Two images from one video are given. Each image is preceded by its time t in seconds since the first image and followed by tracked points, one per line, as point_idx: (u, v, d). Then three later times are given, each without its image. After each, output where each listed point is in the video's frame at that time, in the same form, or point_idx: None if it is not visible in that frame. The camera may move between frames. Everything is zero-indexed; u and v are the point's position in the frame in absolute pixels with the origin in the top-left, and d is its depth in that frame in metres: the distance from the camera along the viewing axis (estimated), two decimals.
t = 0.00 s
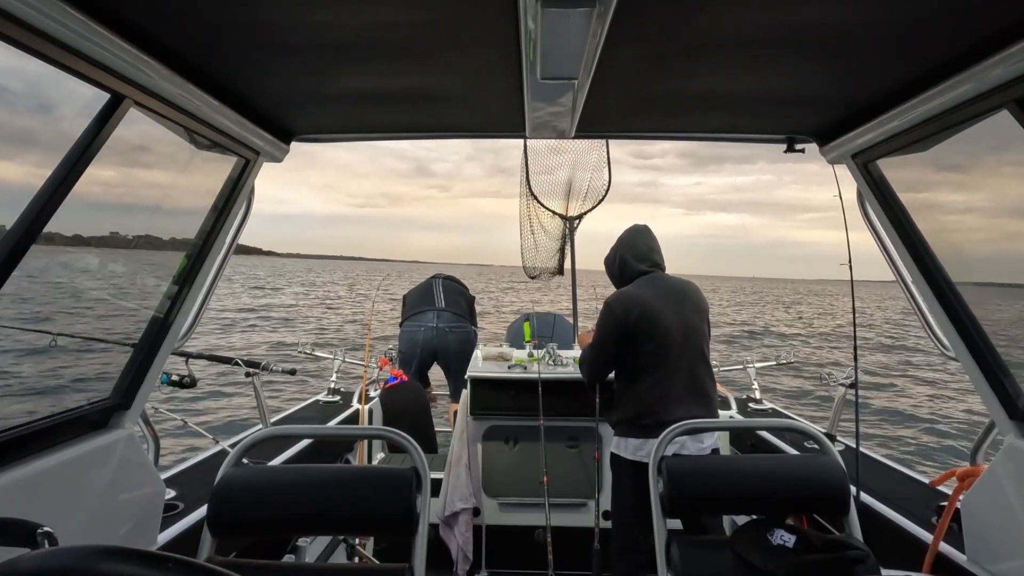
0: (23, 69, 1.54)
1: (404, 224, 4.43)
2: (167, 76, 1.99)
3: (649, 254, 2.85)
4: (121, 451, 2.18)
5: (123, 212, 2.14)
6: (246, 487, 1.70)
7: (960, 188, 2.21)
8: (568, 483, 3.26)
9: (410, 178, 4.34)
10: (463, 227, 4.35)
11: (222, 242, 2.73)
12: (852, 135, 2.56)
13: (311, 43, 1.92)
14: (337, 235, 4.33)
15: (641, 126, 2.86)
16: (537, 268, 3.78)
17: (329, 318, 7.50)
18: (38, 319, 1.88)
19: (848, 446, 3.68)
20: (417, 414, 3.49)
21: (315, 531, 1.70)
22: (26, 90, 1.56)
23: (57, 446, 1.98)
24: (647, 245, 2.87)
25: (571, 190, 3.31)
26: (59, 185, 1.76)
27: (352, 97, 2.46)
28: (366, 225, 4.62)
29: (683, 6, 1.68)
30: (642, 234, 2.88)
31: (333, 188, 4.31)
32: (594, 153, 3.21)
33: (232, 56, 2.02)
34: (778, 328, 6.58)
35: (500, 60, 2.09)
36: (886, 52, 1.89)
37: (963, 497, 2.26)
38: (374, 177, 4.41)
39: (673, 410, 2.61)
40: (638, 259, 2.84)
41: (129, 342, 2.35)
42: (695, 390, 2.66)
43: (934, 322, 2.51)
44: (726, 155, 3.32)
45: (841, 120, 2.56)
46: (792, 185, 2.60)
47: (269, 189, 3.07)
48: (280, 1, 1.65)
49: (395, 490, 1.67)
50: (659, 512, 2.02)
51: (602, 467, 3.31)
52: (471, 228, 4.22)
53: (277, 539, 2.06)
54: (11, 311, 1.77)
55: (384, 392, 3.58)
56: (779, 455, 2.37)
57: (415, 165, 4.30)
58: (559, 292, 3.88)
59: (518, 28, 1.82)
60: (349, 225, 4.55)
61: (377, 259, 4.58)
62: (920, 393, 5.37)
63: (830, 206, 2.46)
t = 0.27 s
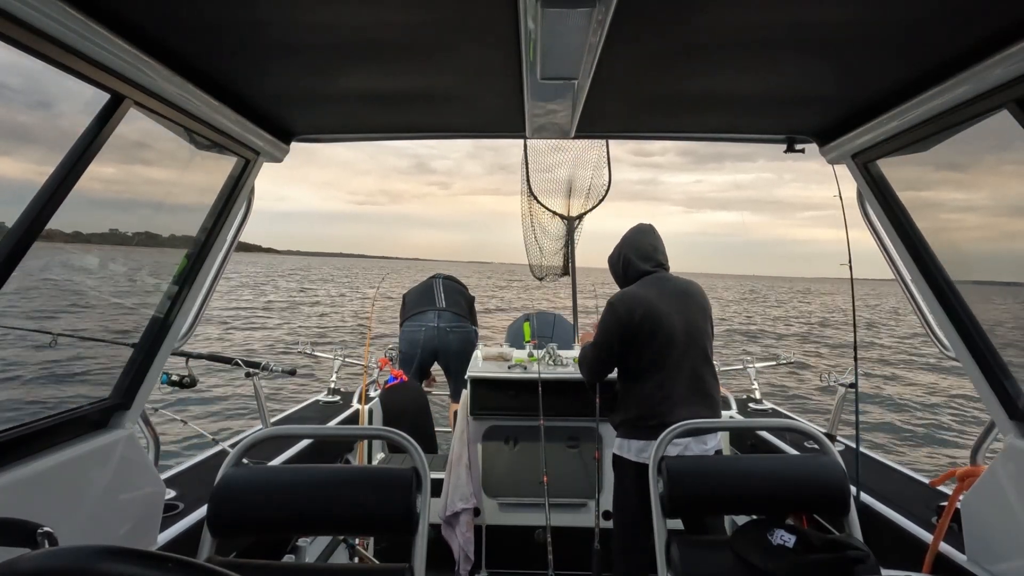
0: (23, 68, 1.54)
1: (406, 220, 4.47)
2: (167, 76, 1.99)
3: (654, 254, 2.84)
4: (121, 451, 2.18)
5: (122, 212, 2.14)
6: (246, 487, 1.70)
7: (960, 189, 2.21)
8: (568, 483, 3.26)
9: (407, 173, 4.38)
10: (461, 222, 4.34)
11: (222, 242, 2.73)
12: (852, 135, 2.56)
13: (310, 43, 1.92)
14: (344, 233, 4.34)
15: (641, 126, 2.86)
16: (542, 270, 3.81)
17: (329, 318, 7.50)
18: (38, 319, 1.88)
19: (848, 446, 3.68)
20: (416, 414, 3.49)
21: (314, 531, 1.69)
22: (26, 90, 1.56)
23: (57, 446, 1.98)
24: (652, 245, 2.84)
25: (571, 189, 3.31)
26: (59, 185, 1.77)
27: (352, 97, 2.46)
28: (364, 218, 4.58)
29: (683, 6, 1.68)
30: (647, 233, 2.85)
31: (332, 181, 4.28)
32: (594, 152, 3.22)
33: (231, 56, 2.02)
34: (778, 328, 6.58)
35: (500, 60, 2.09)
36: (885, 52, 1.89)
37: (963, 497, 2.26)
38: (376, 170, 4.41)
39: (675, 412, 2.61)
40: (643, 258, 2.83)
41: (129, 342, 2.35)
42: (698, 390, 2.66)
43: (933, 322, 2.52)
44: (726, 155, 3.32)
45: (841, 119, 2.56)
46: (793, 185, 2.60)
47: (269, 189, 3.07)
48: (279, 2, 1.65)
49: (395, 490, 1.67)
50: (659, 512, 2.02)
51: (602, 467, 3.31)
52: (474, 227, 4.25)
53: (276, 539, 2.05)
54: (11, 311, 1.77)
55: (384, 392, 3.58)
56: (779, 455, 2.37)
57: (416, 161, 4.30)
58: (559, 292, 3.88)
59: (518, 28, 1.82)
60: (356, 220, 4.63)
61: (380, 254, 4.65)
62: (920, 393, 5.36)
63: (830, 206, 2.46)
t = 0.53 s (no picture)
0: (23, 68, 1.54)
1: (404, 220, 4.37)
2: (167, 76, 1.99)
3: (653, 254, 2.85)
4: (121, 451, 2.18)
5: (123, 212, 2.14)
6: (246, 487, 1.70)
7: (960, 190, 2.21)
8: (568, 483, 3.26)
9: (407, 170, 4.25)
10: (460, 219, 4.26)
11: (222, 243, 2.73)
12: (851, 135, 2.56)
13: (311, 43, 1.92)
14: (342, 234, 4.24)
15: (641, 126, 2.86)
16: (540, 269, 3.77)
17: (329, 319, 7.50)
18: (38, 319, 1.88)
19: (848, 447, 3.68)
20: (417, 414, 3.49)
21: (314, 531, 1.69)
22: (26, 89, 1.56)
23: (57, 446, 1.99)
24: (648, 245, 2.86)
25: (571, 189, 3.31)
26: (59, 186, 1.77)
27: (352, 97, 2.46)
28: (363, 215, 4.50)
29: (683, 6, 1.68)
30: (642, 233, 2.87)
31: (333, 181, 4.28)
32: (593, 152, 3.23)
33: (232, 56, 2.02)
34: (777, 328, 6.58)
35: (500, 60, 2.09)
36: (886, 52, 1.89)
37: (963, 497, 2.26)
38: (374, 172, 4.42)
39: (674, 412, 2.62)
40: (642, 258, 2.84)
41: (129, 342, 2.35)
42: (696, 391, 2.66)
43: (933, 323, 2.52)
44: (726, 155, 3.32)
45: (841, 120, 2.56)
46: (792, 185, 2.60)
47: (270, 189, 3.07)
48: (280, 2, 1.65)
49: (395, 490, 1.67)
50: (659, 512, 2.02)
51: (603, 467, 3.31)
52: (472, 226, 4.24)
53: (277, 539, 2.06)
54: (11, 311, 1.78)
55: (384, 392, 3.58)
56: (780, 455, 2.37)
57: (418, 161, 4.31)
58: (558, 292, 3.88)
59: (518, 28, 1.82)
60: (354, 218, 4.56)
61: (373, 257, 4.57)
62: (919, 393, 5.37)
63: (831, 206, 2.46)
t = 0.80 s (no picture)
0: (22, 68, 1.54)
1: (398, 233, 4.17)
2: (167, 76, 1.99)
3: (651, 254, 2.86)
4: (121, 451, 2.18)
5: (123, 211, 2.14)
6: (245, 488, 1.70)
7: (960, 190, 2.21)
8: (568, 483, 3.26)
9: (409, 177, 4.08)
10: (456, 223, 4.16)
11: (222, 243, 2.73)
12: (851, 135, 2.56)
13: (311, 43, 1.92)
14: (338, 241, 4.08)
15: (641, 127, 2.86)
16: (536, 267, 3.78)
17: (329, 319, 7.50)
18: (38, 318, 1.88)
19: (848, 447, 3.68)
20: (417, 414, 3.49)
21: (314, 531, 1.69)
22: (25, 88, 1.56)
23: (57, 446, 1.98)
24: (647, 246, 2.89)
25: (570, 194, 3.30)
26: (59, 186, 1.76)
27: (352, 97, 2.46)
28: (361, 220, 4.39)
29: (683, 6, 1.68)
30: (639, 233, 2.91)
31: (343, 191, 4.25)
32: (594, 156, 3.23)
33: (231, 56, 2.02)
34: (777, 328, 6.59)
35: (500, 60, 2.09)
36: (886, 52, 1.89)
37: (963, 496, 2.26)
38: (373, 186, 4.42)
39: (672, 411, 2.62)
40: (639, 258, 2.86)
41: (129, 342, 2.35)
42: (694, 391, 2.66)
43: (933, 323, 2.52)
44: (726, 156, 3.32)
45: (841, 120, 2.56)
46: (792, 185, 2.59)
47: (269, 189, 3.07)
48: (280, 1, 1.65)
49: (395, 490, 1.67)
50: (659, 512, 2.02)
51: (602, 468, 3.31)
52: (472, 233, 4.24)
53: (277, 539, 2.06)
54: (11, 312, 1.77)
55: (384, 392, 3.58)
56: (780, 455, 2.37)
57: (417, 169, 4.32)
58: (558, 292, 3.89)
59: (518, 28, 1.82)
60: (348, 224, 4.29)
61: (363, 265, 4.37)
62: (919, 394, 5.37)
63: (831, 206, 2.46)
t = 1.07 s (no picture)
0: (23, 68, 1.53)
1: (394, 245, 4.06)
2: (167, 76, 1.99)
3: (651, 254, 2.86)
4: (121, 451, 2.18)
5: (123, 211, 2.13)
6: (245, 487, 1.70)
7: (960, 190, 2.21)
8: (568, 483, 3.26)
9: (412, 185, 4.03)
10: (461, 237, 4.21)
11: (222, 243, 2.73)
12: (851, 135, 2.56)
13: (311, 43, 1.92)
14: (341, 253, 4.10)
15: (641, 126, 2.86)
16: (535, 266, 3.75)
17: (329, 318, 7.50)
18: (38, 319, 1.88)
19: (848, 446, 3.69)
20: (417, 414, 3.49)
21: (314, 531, 1.69)
22: (26, 88, 1.56)
23: (57, 445, 1.98)
24: (648, 245, 2.87)
25: (569, 196, 3.30)
26: (59, 186, 1.76)
27: (352, 98, 2.46)
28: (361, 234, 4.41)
29: (683, 7, 1.68)
30: (638, 233, 2.90)
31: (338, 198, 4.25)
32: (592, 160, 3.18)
33: (231, 56, 2.02)
34: (777, 328, 6.59)
35: (500, 60, 2.09)
36: (886, 52, 1.89)
37: (963, 496, 2.26)
38: (373, 190, 4.42)
39: (671, 410, 2.61)
40: (639, 258, 2.86)
41: (129, 342, 2.35)
42: (693, 390, 2.66)
43: (934, 323, 2.52)
44: (726, 156, 3.32)
45: (841, 119, 2.56)
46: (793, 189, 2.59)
47: (270, 189, 3.07)
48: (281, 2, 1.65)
49: (395, 489, 1.67)
50: (659, 512, 2.02)
51: (603, 467, 3.31)
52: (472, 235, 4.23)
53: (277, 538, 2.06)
54: (11, 313, 1.77)
55: (384, 392, 3.58)
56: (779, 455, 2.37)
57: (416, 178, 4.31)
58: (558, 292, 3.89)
59: (518, 28, 1.82)
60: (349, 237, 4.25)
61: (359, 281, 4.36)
62: (919, 394, 5.37)
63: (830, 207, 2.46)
